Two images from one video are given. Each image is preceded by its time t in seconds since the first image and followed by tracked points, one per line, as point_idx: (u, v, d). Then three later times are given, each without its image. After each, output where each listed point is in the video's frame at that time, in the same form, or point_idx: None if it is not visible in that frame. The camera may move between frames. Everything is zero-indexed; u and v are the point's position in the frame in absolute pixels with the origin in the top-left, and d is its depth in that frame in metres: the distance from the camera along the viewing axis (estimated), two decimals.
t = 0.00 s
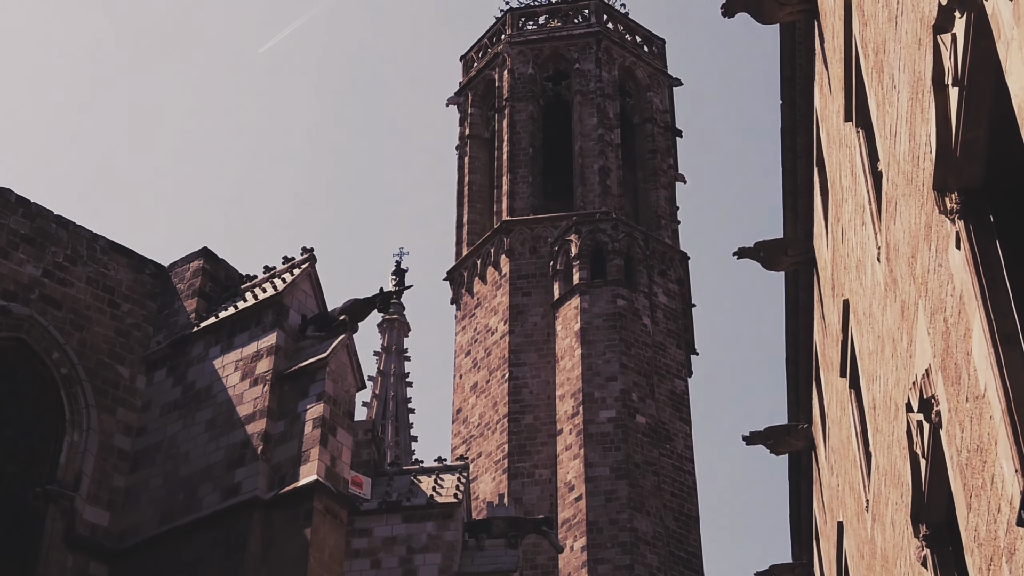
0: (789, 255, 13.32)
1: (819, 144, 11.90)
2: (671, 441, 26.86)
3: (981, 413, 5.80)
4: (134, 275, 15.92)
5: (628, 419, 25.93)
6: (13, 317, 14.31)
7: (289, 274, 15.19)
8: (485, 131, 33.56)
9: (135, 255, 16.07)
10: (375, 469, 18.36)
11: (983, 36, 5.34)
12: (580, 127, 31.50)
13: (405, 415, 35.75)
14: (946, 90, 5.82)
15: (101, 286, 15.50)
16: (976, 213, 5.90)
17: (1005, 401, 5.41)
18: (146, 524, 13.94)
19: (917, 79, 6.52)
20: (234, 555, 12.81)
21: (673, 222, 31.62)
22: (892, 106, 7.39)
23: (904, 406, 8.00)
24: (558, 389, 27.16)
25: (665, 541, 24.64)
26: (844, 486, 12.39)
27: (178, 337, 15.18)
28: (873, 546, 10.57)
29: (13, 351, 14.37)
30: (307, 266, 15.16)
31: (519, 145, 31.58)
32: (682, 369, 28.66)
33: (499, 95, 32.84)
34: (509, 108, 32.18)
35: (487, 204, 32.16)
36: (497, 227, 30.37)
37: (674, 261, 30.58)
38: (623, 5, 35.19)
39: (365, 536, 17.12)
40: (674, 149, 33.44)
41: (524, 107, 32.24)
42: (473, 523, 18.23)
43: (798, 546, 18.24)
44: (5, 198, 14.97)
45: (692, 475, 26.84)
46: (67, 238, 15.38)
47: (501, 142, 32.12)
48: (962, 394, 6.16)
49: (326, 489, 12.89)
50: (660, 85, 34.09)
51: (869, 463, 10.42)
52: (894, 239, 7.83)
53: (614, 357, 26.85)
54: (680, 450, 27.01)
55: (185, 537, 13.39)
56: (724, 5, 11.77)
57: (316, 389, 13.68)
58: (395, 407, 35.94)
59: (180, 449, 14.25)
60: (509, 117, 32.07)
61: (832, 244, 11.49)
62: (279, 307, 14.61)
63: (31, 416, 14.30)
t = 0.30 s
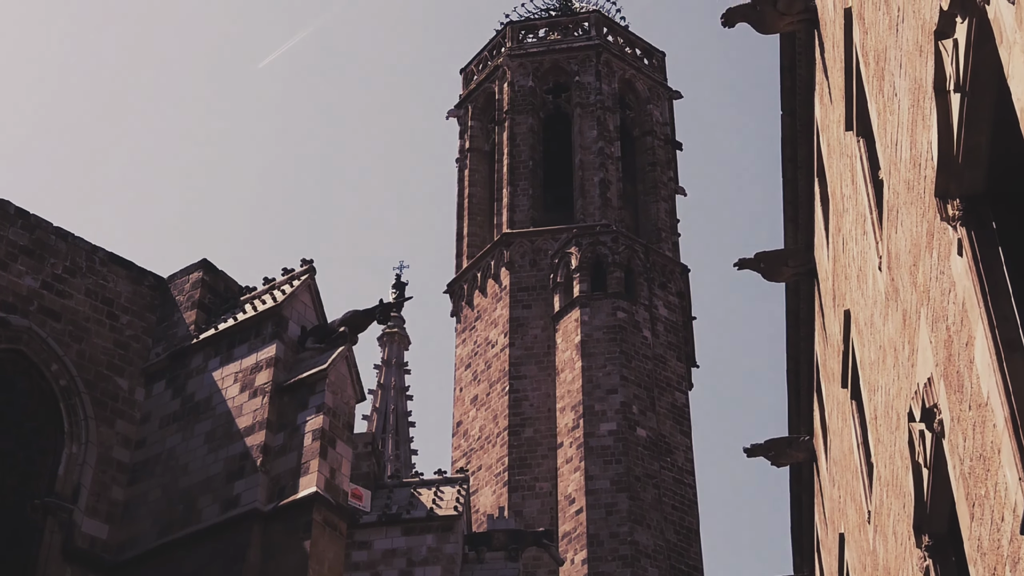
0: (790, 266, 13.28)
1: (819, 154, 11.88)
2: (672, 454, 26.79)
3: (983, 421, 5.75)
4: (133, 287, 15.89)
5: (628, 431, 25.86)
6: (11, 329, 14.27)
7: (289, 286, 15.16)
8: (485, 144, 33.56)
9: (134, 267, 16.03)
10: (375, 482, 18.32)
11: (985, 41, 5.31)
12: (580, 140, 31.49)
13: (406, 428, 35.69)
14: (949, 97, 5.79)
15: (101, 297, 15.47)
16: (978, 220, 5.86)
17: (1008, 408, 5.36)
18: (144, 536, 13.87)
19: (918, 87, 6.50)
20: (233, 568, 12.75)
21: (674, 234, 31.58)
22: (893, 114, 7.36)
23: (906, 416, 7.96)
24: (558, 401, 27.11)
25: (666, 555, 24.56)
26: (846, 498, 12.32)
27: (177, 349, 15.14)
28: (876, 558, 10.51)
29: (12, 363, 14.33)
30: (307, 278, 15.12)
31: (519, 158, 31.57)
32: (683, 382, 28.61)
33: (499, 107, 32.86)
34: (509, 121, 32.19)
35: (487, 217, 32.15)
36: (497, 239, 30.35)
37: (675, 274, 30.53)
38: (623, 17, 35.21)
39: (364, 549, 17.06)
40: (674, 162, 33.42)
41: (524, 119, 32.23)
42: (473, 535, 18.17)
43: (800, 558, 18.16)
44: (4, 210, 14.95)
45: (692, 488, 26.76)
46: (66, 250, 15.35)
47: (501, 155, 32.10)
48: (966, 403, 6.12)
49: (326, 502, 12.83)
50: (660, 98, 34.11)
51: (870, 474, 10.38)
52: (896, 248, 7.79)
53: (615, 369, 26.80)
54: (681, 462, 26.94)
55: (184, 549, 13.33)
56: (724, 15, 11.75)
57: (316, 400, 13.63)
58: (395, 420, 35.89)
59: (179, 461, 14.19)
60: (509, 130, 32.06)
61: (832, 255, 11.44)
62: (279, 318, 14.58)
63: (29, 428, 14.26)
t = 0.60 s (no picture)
0: (790, 276, 13.26)
1: (820, 162, 11.86)
2: (672, 465, 26.72)
3: (986, 429, 5.71)
4: (132, 297, 15.85)
5: (629, 442, 25.81)
6: (11, 339, 14.25)
7: (288, 296, 15.12)
8: (485, 155, 33.55)
9: (134, 277, 16.00)
10: (375, 492, 18.27)
11: (988, 45, 5.28)
12: (580, 151, 31.48)
13: (406, 440, 35.61)
14: (950, 101, 5.77)
15: (100, 308, 15.44)
16: (981, 226, 5.83)
17: (1010, 414, 5.32)
18: (143, 547, 13.81)
19: (919, 92, 6.47)
20: None
21: (674, 245, 31.54)
22: (894, 120, 7.34)
23: (908, 424, 7.91)
24: (558, 413, 27.05)
25: (667, 566, 24.47)
26: (848, 508, 12.24)
27: (177, 360, 15.10)
28: (878, 568, 10.44)
29: (11, 373, 14.30)
30: (307, 288, 15.08)
31: (520, 169, 31.56)
32: (683, 393, 28.56)
33: (499, 118, 32.87)
34: (509, 132, 32.19)
35: (487, 228, 32.12)
36: (497, 250, 30.32)
37: (675, 285, 30.49)
38: (624, 29, 35.22)
39: (364, 560, 16.93)
40: (675, 173, 33.40)
41: (524, 131, 32.23)
42: (474, 546, 18.11)
43: (801, 569, 18.09)
44: (3, 220, 14.94)
45: (693, 500, 26.69)
46: (65, 261, 15.33)
47: (501, 166, 32.09)
48: (968, 409, 6.08)
49: (325, 512, 12.77)
50: (660, 109, 34.09)
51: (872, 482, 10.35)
52: (896, 255, 7.77)
53: (615, 381, 26.75)
54: (682, 474, 26.87)
55: (183, 560, 13.27)
56: (725, 24, 11.73)
57: (315, 411, 13.59)
58: (395, 432, 35.82)
59: (178, 472, 14.14)
60: (509, 141, 32.05)
61: (833, 264, 11.40)
62: (278, 328, 14.54)
63: (28, 439, 14.22)
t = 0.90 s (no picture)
0: (790, 284, 13.23)
1: (820, 169, 11.84)
2: (673, 476, 26.67)
3: (988, 434, 5.67)
4: (131, 306, 15.82)
5: (629, 453, 25.75)
6: (10, 348, 14.21)
7: (287, 305, 15.08)
8: (485, 165, 33.54)
9: (133, 287, 15.96)
10: (374, 503, 18.22)
11: (988, 47, 5.26)
12: (580, 161, 31.46)
13: (406, 452, 35.55)
14: (951, 104, 5.75)
15: (99, 317, 15.40)
16: (982, 230, 5.80)
17: (1012, 419, 5.28)
18: (141, 557, 13.75)
19: (919, 95, 6.45)
20: None
21: (674, 256, 31.50)
22: (894, 124, 7.31)
23: (909, 432, 7.87)
24: (558, 423, 27.01)
25: None
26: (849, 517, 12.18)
27: (176, 369, 15.05)
28: None
29: (9, 382, 14.26)
30: (306, 297, 15.04)
31: (519, 179, 31.55)
32: (684, 404, 28.52)
33: (499, 129, 32.86)
34: (509, 142, 32.18)
35: (487, 238, 32.08)
36: (497, 261, 30.29)
37: (675, 296, 30.46)
38: (623, 39, 35.22)
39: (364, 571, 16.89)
40: (674, 184, 33.38)
41: (524, 141, 32.21)
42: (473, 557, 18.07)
43: None
44: (1, 230, 14.92)
45: (694, 510, 26.63)
46: (64, 270, 15.30)
47: (501, 177, 32.07)
48: (969, 416, 6.04)
49: (324, 522, 12.72)
50: (660, 119, 34.09)
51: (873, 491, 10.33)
52: (897, 261, 7.73)
53: (615, 391, 26.70)
54: (682, 484, 26.82)
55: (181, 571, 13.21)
56: (725, 31, 11.70)
57: (315, 420, 13.55)
58: (395, 443, 35.76)
59: (177, 481, 14.09)
60: (509, 151, 32.05)
61: (834, 272, 11.36)
62: (277, 337, 14.50)
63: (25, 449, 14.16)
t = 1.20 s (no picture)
0: (790, 292, 13.20)
1: (820, 177, 11.82)
2: (673, 486, 26.61)
3: (989, 439, 5.64)
4: (130, 315, 15.79)
5: (629, 462, 25.70)
6: (8, 357, 14.18)
7: (286, 313, 15.04)
8: (485, 175, 33.53)
9: (131, 295, 15.93)
10: (373, 512, 18.14)
11: (989, 49, 5.25)
12: (580, 171, 31.45)
13: (406, 462, 35.50)
14: (951, 106, 5.72)
15: (97, 326, 15.37)
16: (983, 234, 5.77)
17: (1013, 423, 5.25)
18: (139, 566, 13.70)
19: (919, 100, 6.43)
20: None
21: (674, 266, 31.47)
22: (894, 130, 7.29)
23: (909, 438, 7.83)
24: (558, 433, 26.96)
25: None
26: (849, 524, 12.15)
27: (175, 379, 15.01)
28: None
29: (7, 391, 14.22)
30: (305, 305, 15.01)
31: (519, 189, 31.53)
32: (684, 414, 28.47)
33: (499, 139, 32.85)
34: (509, 152, 32.17)
35: (487, 248, 32.05)
36: (497, 270, 30.26)
37: (675, 305, 30.43)
38: (623, 49, 35.22)
39: None
40: (674, 194, 33.36)
41: (524, 150, 32.20)
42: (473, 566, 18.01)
43: None
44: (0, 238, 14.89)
45: (694, 520, 26.57)
46: (63, 279, 15.27)
47: (500, 187, 32.05)
48: (971, 421, 6.01)
49: (324, 531, 12.66)
50: (660, 129, 34.09)
51: (874, 499, 10.30)
52: (897, 267, 7.71)
53: (615, 401, 26.66)
54: (682, 494, 26.77)
55: None
56: (724, 38, 11.68)
57: (314, 429, 13.51)
58: (395, 453, 35.70)
59: (175, 491, 14.04)
60: (508, 161, 32.03)
61: (834, 280, 11.34)
62: (276, 346, 14.46)
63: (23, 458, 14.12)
